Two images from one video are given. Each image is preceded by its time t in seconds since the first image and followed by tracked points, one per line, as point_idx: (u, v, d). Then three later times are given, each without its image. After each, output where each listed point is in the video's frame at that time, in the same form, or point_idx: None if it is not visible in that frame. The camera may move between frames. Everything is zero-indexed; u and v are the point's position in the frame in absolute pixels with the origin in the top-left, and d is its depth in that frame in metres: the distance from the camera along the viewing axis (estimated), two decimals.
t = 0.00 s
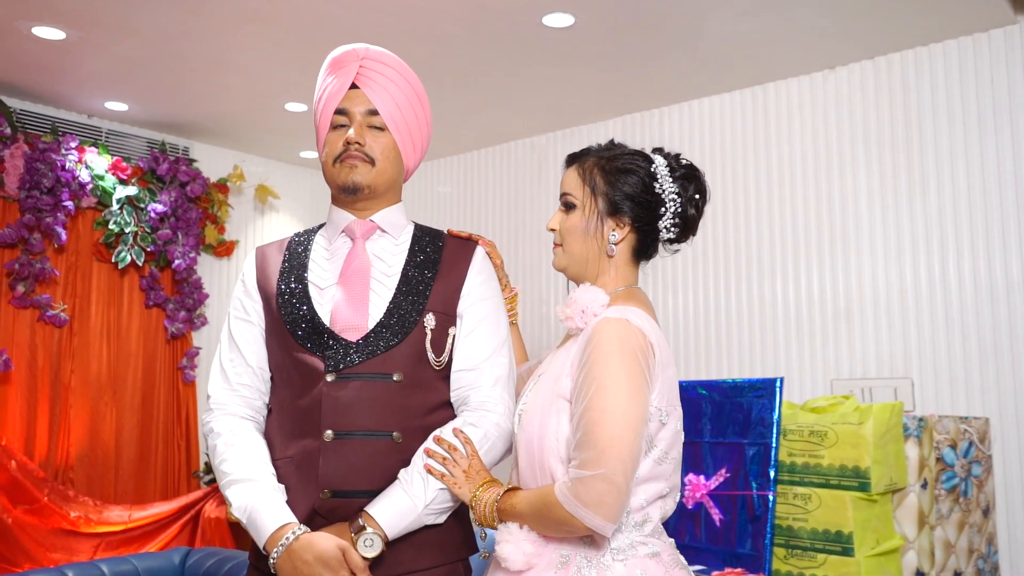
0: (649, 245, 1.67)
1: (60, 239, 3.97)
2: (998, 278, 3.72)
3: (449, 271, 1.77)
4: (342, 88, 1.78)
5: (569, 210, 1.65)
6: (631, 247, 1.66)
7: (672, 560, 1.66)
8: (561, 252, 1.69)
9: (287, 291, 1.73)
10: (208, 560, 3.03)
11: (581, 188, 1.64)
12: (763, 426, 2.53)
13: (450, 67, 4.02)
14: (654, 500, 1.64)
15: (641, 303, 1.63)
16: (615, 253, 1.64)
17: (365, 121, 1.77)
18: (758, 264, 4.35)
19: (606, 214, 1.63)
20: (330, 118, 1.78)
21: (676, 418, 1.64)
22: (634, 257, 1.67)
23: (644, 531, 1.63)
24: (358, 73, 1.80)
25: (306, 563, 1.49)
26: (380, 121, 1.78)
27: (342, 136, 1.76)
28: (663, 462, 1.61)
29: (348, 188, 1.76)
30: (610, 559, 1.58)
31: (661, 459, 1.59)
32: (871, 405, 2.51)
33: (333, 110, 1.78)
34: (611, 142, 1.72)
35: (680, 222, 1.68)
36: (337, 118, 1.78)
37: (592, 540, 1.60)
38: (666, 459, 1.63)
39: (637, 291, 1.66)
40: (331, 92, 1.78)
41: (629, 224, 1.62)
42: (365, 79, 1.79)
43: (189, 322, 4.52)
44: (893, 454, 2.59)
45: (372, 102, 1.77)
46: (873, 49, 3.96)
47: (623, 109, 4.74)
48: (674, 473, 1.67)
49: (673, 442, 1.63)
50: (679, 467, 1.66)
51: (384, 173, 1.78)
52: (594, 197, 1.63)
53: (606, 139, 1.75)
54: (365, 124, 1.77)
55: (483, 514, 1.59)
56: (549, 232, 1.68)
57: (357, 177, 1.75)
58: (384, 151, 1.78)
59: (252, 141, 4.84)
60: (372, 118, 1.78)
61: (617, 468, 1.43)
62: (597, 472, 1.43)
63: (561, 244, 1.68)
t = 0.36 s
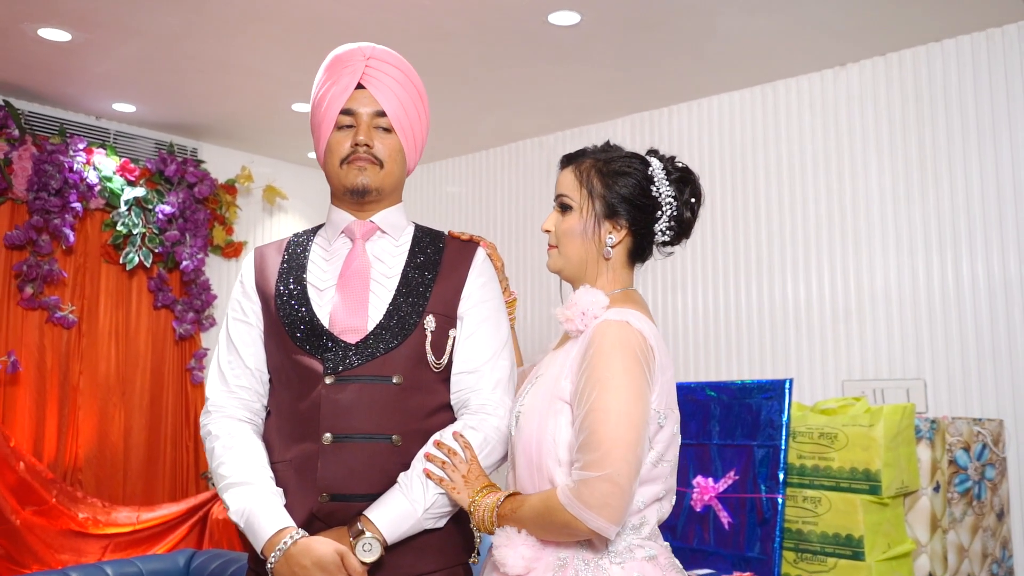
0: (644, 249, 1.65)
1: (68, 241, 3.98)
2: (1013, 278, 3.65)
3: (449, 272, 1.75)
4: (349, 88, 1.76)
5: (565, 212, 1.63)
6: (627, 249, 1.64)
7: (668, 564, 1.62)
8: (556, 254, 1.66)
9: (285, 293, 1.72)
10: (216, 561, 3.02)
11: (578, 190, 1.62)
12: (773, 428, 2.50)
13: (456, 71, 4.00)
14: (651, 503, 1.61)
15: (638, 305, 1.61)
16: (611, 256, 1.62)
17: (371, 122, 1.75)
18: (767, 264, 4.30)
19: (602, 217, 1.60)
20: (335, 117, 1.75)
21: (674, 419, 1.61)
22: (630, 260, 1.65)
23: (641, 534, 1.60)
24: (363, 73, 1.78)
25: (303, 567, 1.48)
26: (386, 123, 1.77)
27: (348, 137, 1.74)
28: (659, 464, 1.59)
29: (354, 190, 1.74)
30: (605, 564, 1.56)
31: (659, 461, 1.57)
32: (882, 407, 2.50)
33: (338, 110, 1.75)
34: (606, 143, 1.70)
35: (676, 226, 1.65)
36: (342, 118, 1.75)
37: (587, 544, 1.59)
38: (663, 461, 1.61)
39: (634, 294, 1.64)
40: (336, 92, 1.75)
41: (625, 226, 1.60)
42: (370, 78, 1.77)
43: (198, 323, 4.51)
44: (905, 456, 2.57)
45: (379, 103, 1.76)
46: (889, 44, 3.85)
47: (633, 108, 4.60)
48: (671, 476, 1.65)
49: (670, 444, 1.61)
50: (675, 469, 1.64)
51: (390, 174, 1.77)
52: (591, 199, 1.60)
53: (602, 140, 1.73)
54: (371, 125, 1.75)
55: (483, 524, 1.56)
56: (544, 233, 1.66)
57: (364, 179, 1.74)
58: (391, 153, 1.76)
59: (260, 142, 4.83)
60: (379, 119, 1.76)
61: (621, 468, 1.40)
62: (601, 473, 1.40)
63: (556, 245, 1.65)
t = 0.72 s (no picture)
0: (640, 252, 1.65)
1: (76, 242, 3.95)
2: None
3: (449, 274, 1.73)
4: (357, 89, 1.74)
5: (560, 215, 1.63)
6: (623, 253, 1.63)
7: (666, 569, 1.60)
8: (551, 256, 1.66)
9: (283, 293, 1.70)
10: (220, 563, 3.01)
11: (574, 193, 1.62)
12: (782, 430, 2.46)
13: (460, 71, 3.95)
14: (650, 507, 1.59)
15: (637, 307, 1.60)
16: (607, 259, 1.62)
17: (379, 124, 1.75)
18: (768, 268, 3.96)
19: (598, 220, 1.60)
20: (342, 118, 1.74)
21: (674, 423, 1.59)
22: (626, 262, 1.64)
23: (639, 538, 1.58)
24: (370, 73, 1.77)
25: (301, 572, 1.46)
26: (394, 124, 1.77)
27: (357, 138, 1.74)
28: (658, 468, 1.57)
29: (363, 192, 1.74)
30: (605, 568, 1.54)
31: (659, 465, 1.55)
32: (892, 409, 2.47)
33: (346, 110, 1.74)
34: (601, 146, 1.70)
35: (672, 228, 1.66)
36: (350, 119, 1.74)
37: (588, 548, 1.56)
38: (662, 465, 1.59)
39: (631, 297, 1.63)
40: (344, 92, 1.74)
41: (621, 229, 1.60)
42: (378, 79, 1.77)
43: (206, 324, 4.46)
44: (916, 459, 2.57)
45: (387, 105, 1.76)
46: (908, 32, 3.48)
47: (636, 106, 4.32)
48: (669, 480, 1.63)
49: (669, 448, 1.59)
50: (674, 473, 1.62)
51: (398, 177, 1.77)
52: (586, 201, 1.60)
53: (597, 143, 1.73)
54: (379, 127, 1.75)
55: (482, 528, 1.54)
56: (539, 236, 1.66)
57: (374, 182, 1.74)
58: (398, 155, 1.77)
59: (267, 143, 4.82)
60: (387, 121, 1.76)
61: (624, 471, 1.38)
62: (605, 476, 1.37)
63: (552, 248, 1.65)
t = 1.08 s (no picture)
0: (638, 254, 1.63)
1: (83, 244, 3.96)
2: None
3: (448, 277, 1.72)
4: (364, 91, 1.73)
5: (557, 217, 1.62)
6: (620, 256, 1.62)
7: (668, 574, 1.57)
8: (548, 259, 1.65)
9: (281, 295, 1.68)
10: (225, 566, 3.00)
11: (570, 195, 1.61)
12: (790, 432, 2.43)
13: (466, 71, 3.93)
14: (653, 511, 1.58)
15: (637, 310, 1.58)
16: (603, 261, 1.60)
17: (387, 127, 1.75)
18: (777, 269, 3.87)
19: (594, 222, 1.59)
20: (349, 120, 1.73)
21: (675, 426, 1.57)
22: (624, 264, 1.63)
23: (641, 543, 1.56)
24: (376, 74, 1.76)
25: None
26: (399, 128, 1.77)
27: (365, 141, 1.73)
28: (660, 471, 1.55)
29: (370, 195, 1.73)
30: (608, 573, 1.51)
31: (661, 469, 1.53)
32: (903, 411, 2.47)
33: (353, 112, 1.73)
34: (599, 148, 1.69)
35: (670, 231, 1.64)
36: (357, 121, 1.73)
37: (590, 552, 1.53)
38: (664, 469, 1.57)
39: (631, 299, 1.61)
40: (351, 93, 1.72)
41: (618, 232, 1.59)
42: (385, 81, 1.76)
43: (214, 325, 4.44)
44: (928, 464, 2.59)
45: (394, 107, 1.76)
46: (921, 26, 3.37)
47: (644, 105, 4.26)
48: (671, 483, 1.61)
49: (671, 451, 1.57)
50: (676, 476, 1.60)
51: (403, 180, 1.77)
52: (583, 204, 1.59)
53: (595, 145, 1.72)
54: (386, 130, 1.75)
55: (483, 533, 1.52)
56: (536, 238, 1.66)
57: (381, 185, 1.74)
58: (404, 159, 1.77)
59: (274, 145, 4.82)
60: (394, 124, 1.76)
61: (629, 477, 1.35)
62: (609, 483, 1.35)
63: (549, 250, 1.64)
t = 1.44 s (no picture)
0: (639, 256, 1.61)
1: (91, 246, 3.97)
2: None
3: (448, 278, 1.71)
4: (371, 94, 1.72)
5: (557, 219, 1.60)
6: (621, 257, 1.60)
7: None
8: (549, 261, 1.63)
9: (280, 297, 1.67)
10: (230, 568, 3.00)
11: (570, 197, 1.59)
12: (799, 435, 2.39)
13: (472, 71, 3.90)
14: (657, 514, 1.55)
15: (638, 312, 1.56)
16: (604, 263, 1.58)
17: (393, 130, 1.74)
18: (786, 268, 3.79)
19: (594, 224, 1.57)
20: (356, 122, 1.71)
21: (679, 427, 1.54)
22: (625, 266, 1.61)
23: (645, 546, 1.53)
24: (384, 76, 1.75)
25: None
26: (405, 131, 1.76)
27: (371, 144, 1.72)
28: (664, 474, 1.52)
29: (375, 199, 1.73)
30: None
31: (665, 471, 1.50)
32: (914, 414, 2.47)
33: (360, 115, 1.71)
34: (600, 149, 1.67)
35: (671, 232, 1.62)
36: (363, 123, 1.72)
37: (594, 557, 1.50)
38: (668, 471, 1.54)
39: (632, 301, 1.59)
40: (359, 95, 1.71)
41: (618, 233, 1.57)
42: (391, 83, 1.75)
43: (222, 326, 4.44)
44: (939, 466, 2.56)
45: (401, 111, 1.75)
46: (932, 20, 3.27)
47: (652, 103, 4.21)
48: (675, 485, 1.58)
49: (675, 453, 1.54)
50: (680, 479, 1.57)
51: (407, 185, 1.77)
52: (582, 205, 1.57)
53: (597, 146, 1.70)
54: (393, 133, 1.74)
55: (487, 537, 1.50)
56: (537, 240, 1.64)
57: (387, 189, 1.73)
58: (408, 162, 1.77)
59: (282, 146, 4.81)
60: (401, 127, 1.75)
61: (632, 481, 1.32)
62: (613, 487, 1.31)
63: (550, 252, 1.62)
